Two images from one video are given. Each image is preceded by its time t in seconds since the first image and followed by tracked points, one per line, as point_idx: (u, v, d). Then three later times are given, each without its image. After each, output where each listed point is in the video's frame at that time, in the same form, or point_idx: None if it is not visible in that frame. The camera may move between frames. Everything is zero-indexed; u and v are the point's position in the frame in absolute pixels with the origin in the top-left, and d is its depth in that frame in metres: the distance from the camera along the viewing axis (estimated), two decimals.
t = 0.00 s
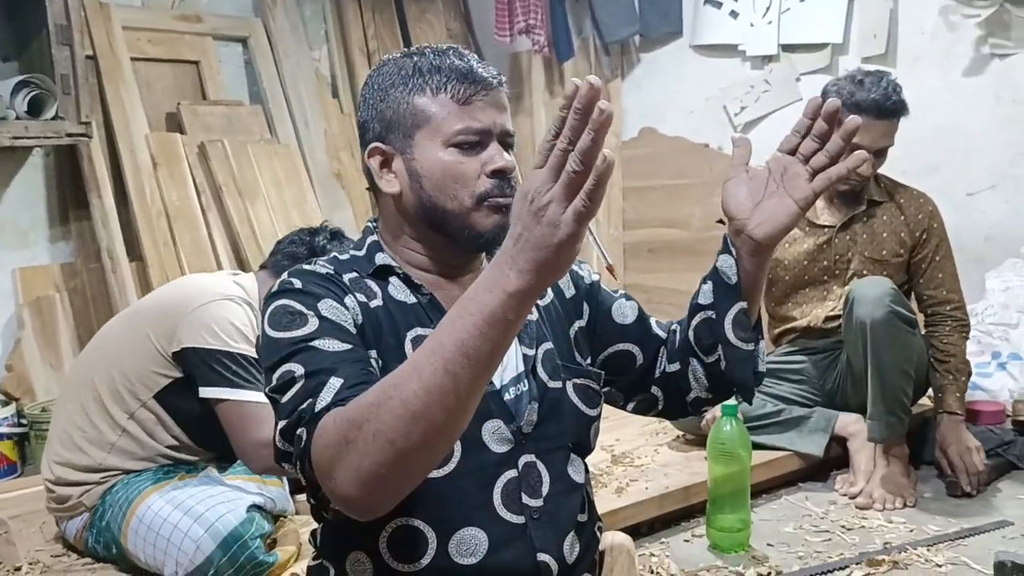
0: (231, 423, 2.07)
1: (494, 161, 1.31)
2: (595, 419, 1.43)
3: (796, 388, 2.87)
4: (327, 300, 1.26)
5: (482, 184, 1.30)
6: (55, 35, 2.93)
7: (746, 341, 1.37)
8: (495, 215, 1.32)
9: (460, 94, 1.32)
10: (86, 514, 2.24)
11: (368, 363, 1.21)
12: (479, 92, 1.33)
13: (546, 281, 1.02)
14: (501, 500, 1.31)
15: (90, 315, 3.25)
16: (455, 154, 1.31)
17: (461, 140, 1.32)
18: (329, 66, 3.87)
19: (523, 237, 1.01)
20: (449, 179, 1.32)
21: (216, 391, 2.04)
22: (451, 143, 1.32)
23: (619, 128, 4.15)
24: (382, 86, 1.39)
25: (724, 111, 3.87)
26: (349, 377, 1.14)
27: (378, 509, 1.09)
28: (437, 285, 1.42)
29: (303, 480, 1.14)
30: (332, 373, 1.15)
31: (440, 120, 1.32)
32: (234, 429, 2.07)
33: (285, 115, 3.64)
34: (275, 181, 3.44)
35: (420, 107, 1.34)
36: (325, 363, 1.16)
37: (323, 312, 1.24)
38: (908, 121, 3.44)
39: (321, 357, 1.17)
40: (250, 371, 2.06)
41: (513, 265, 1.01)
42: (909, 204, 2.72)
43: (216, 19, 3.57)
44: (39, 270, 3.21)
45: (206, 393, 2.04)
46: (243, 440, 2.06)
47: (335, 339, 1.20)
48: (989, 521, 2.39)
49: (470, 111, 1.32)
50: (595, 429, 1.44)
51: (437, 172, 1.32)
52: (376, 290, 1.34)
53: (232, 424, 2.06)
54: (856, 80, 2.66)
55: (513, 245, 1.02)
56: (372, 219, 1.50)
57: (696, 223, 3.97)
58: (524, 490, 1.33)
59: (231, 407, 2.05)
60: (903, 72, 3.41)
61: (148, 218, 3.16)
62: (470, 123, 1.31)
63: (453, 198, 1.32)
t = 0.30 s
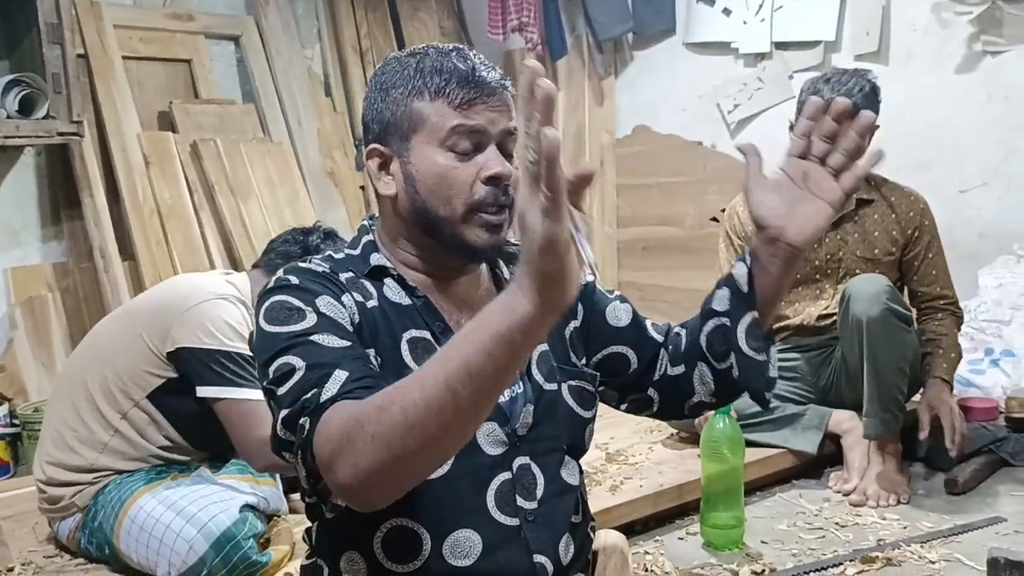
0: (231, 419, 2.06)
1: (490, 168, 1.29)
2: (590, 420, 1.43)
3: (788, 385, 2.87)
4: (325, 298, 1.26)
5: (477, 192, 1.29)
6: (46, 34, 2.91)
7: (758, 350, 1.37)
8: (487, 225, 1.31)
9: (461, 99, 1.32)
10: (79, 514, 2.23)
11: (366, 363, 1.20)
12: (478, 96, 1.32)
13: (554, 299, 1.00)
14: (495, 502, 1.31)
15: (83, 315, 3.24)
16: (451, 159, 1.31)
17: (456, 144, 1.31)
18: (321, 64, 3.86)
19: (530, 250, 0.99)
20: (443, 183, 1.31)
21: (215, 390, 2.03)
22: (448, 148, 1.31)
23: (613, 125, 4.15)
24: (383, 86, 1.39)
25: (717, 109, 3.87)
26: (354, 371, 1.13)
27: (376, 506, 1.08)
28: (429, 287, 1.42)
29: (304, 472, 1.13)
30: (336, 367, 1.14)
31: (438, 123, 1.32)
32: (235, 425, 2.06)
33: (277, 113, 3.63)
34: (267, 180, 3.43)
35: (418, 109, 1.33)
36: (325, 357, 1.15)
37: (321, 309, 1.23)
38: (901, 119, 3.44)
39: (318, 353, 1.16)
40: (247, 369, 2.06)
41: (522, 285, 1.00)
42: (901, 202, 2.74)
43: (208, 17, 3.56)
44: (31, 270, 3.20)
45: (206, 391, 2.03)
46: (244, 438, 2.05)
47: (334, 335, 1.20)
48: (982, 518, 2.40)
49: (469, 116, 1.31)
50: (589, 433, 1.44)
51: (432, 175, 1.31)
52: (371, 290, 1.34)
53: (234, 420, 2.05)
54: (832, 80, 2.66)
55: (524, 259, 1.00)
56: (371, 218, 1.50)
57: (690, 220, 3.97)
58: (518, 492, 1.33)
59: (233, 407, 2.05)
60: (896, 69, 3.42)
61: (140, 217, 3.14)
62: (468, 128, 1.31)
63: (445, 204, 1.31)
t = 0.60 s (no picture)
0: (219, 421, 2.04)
1: (429, 141, 1.33)
2: (593, 440, 1.41)
3: (783, 384, 2.85)
4: (307, 330, 1.23)
5: (421, 164, 1.32)
6: (39, 33, 2.90)
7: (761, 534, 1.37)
8: (440, 199, 1.32)
9: (390, 78, 1.35)
10: (72, 515, 2.22)
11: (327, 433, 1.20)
12: (409, 71, 1.36)
13: None
14: (494, 513, 1.30)
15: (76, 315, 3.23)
16: (396, 143, 1.34)
17: (398, 127, 1.35)
18: (316, 63, 3.85)
19: None
20: (391, 169, 1.33)
21: (210, 395, 2.02)
22: (394, 131, 1.34)
23: (607, 124, 4.17)
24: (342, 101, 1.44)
25: (711, 108, 3.87)
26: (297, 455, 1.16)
27: None
28: (425, 290, 1.36)
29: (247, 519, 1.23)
30: (284, 445, 1.17)
31: (379, 110, 1.35)
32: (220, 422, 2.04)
33: (271, 112, 3.62)
34: (262, 180, 3.43)
35: (363, 107, 1.38)
36: (279, 428, 1.18)
37: (298, 346, 1.22)
38: (896, 118, 3.44)
39: (282, 416, 1.18)
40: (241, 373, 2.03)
41: None
42: (890, 199, 2.74)
43: (202, 16, 3.55)
44: (24, 270, 3.19)
45: (200, 395, 2.02)
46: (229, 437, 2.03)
47: (302, 391, 1.20)
48: (976, 516, 2.40)
49: (405, 94, 1.35)
50: (591, 453, 1.42)
51: (382, 166, 1.34)
52: (367, 299, 1.30)
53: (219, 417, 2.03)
54: (805, 81, 2.66)
55: None
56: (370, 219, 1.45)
57: (685, 220, 3.97)
58: (517, 504, 1.31)
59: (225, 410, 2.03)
60: (890, 68, 3.42)
61: (134, 216, 3.13)
62: (405, 107, 1.34)
63: (396, 188, 1.33)
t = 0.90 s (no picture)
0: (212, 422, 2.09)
1: (427, 149, 1.31)
2: (589, 443, 1.41)
3: (772, 383, 2.86)
4: (285, 357, 1.22)
5: (418, 173, 1.30)
6: (30, 30, 2.88)
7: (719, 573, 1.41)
8: (435, 207, 1.30)
9: (392, 81, 1.33)
10: (65, 515, 2.21)
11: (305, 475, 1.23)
12: (410, 75, 1.33)
13: None
14: (489, 518, 1.29)
15: (69, 313, 3.22)
16: (394, 148, 1.32)
17: (397, 132, 1.32)
18: (309, 61, 3.83)
19: None
20: (387, 174, 1.31)
21: (197, 393, 2.01)
22: (393, 136, 1.32)
23: (601, 121, 4.16)
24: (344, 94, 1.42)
25: (705, 105, 3.87)
26: (274, 501, 1.20)
27: None
28: (420, 293, 1.34)
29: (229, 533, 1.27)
30: (264, 489, 1.21)
31: (379, 112, 1.33)
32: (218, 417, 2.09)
33: (264, 109, 3.61)
34: (255, 178, 3.42)
35: (363, 105, 1.35)
36: (263, 468, 1.21)
37: (277, 373, 1.21)
38: (889, 115, 3.45)
39: (265, 453, 1.21)
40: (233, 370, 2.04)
41: None
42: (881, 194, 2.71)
43: (194, 13, 3.54)
44: (17, 269, 3.18)
45: (190, 391, 2.01)
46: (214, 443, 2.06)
47: (284, 426, 1.21)
48: (969, 512, 2.41)
49: (405, 99, 1.32)
50: (587, 453, 1.42)
51: (379, 170, 1.32)
52: (356, 305, 1.28)
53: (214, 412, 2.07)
54: (791, 78, 2.66)
55: None
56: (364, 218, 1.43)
57: (679, 218, 3.97)
58: (512, 508, 1.31)
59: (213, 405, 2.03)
60: (884, 65, 3.42)
61: (127, 215, 3.12)
62: (405, 113, 1.32)
63: (392, 194, 1.31)
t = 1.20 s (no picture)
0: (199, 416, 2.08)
1: (415, 145, 1.29)
2: (587, 440, 1.41)
3: (766, 381, 2.86)
4: (275, 363, 1.21)
5: (406, 170, 1.29)
6: (21, 26, 2.86)
7: None
8: (424, 206, 1.29)
9: (378, 79, 1.32)
10: (57, 514, 2.20)
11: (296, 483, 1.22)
12: (396, 72, 1.32)
13: None
14: (484, 517, 1.29)
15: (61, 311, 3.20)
16: (382, 145, 1.31)
17: (385, 129, 1.31)
18: (303, 58, 3.82)
19: None
20: (376, 171, 1.30)
21: (175, 386, 2.00)
22: (381, 132, 1.31)
23: (596, 118, 4.17)
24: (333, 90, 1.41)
25: (701, 103, 3.86)
26: (266, 510, 1.20)
27: None
28: (412, 292, 1.33)
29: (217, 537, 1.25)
30: (255, 498, 1.20)
31: (366, 108, 1.32)
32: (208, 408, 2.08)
33: (258, 106, 3.60)
34: (249, 175, 3.41)
35: (351, 102, 1.34)
36: (253, 476, 1.20)
37: (271, 381, 1.20)
38: (885, 112, 3.44)
39: (257, 461, 1.20)
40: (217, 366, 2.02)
41: None
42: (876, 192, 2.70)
43: (187, 10, 3.53)
44: (9, 266, 3.16)
45: (171, 386, 2.00)
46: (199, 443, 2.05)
47: (277, 435, 1.20)
48: (964, 509, 2.41)
49: (392, 95, 1.31)
50: (584, 450, 1.41)
51: (367, 167, 1.31)
52: (348, 306, 1.27)
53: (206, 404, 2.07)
54: (784, 75, 2.65)
55: None
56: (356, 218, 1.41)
57: (674, 215, 3.97)
58: (508, 506, 1.30)
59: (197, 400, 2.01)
60: (879, 62, 3.42)
61: (120, 212, 3.10)
62: (393, 109, 1.31)
63: (381, 192, 1.30)
